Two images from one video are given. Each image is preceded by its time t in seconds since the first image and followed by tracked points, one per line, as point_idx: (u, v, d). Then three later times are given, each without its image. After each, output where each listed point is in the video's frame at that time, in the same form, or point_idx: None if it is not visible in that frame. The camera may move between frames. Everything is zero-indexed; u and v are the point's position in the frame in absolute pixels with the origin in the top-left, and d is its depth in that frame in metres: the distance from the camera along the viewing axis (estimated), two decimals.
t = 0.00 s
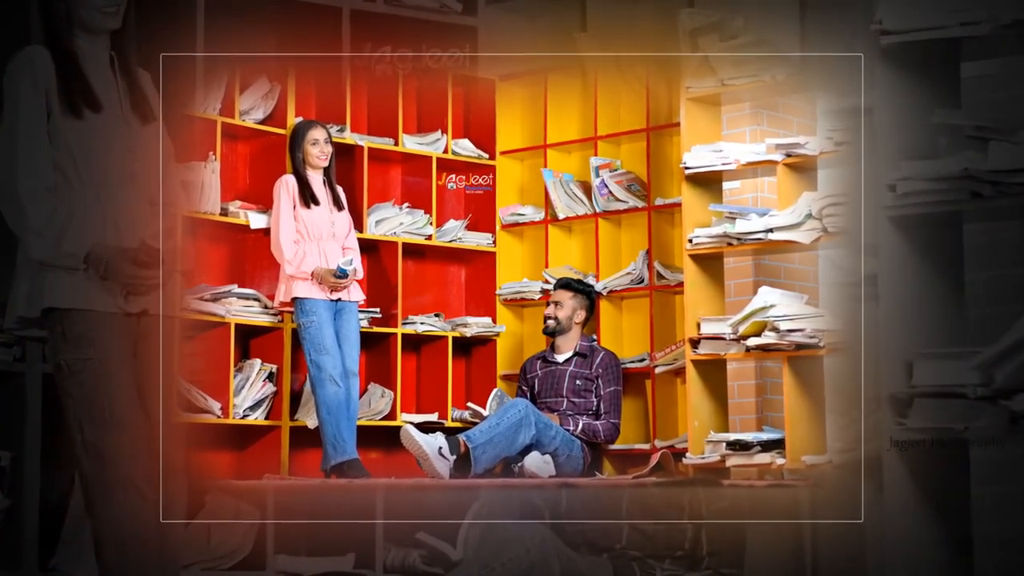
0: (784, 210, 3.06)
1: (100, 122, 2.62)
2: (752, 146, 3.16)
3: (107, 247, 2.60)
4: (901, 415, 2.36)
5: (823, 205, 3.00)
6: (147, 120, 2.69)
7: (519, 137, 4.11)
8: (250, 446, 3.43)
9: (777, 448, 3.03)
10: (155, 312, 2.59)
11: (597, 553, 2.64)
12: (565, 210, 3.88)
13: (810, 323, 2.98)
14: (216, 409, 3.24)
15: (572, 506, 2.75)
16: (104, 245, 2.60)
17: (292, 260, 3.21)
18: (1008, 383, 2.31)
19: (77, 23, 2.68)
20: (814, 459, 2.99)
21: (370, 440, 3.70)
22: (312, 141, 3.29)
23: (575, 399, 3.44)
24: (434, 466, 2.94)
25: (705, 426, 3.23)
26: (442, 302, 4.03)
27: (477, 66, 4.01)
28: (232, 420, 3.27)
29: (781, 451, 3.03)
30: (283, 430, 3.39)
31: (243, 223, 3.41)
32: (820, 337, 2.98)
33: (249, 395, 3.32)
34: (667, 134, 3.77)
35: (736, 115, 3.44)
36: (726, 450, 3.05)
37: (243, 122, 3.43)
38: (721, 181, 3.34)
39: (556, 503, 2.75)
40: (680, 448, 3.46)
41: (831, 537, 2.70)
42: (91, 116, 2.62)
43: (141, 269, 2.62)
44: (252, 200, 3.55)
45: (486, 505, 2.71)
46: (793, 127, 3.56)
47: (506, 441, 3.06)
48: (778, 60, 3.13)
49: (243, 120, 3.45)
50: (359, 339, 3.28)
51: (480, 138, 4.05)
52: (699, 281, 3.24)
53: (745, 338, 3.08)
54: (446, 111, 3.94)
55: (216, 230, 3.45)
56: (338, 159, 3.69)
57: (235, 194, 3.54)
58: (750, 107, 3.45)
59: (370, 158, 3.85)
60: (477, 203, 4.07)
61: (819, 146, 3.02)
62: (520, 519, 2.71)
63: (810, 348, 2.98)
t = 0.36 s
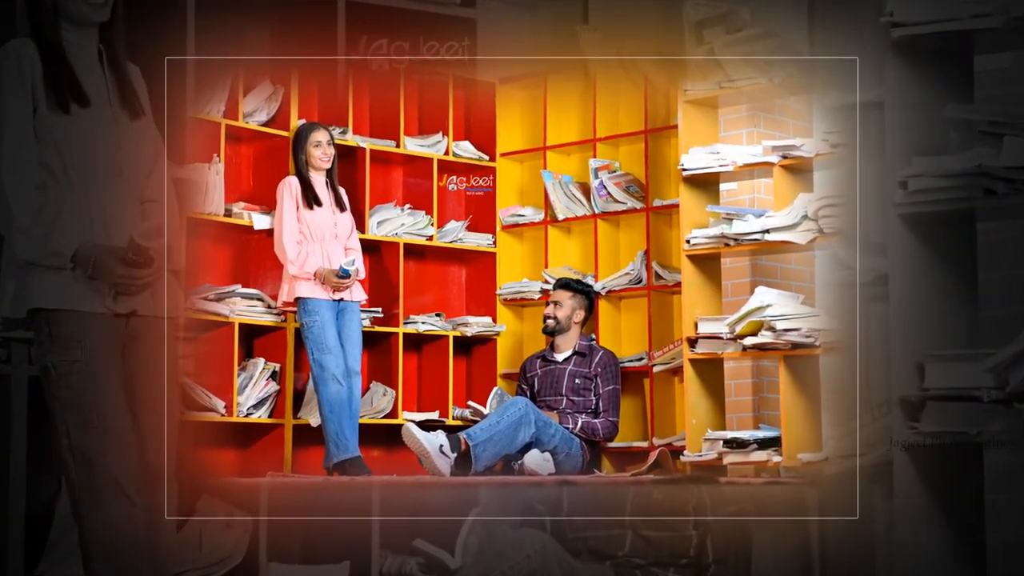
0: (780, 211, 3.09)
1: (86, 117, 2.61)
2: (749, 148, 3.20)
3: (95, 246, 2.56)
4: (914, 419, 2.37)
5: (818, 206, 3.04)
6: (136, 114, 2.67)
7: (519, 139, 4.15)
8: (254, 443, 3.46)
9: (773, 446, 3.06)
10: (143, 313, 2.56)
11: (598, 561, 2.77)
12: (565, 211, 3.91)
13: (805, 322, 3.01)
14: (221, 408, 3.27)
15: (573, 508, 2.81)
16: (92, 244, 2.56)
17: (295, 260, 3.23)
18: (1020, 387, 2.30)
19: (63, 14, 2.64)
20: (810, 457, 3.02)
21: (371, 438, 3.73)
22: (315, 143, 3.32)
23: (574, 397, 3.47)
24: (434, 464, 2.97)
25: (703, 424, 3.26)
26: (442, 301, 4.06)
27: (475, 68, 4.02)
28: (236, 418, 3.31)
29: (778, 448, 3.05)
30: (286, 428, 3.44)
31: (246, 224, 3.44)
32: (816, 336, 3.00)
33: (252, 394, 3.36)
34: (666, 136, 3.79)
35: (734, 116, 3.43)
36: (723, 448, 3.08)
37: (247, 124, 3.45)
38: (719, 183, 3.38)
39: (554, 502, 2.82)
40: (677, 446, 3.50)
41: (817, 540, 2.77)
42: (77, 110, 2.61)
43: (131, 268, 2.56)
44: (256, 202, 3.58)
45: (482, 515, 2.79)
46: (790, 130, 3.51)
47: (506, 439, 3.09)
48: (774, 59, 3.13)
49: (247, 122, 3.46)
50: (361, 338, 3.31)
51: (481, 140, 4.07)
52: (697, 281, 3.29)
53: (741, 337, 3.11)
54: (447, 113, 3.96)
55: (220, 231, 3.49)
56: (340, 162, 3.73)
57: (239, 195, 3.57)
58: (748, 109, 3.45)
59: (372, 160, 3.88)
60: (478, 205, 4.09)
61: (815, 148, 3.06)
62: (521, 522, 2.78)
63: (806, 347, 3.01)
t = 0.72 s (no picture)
0: (777, 212, 3.12)
1: (73, 112, 2.63)
2: (745, 150, 3.22)
3: (81, 245, 2.59)
4: (925, 423, 2.30)
5: (814, 208, 3.08)
6: (124, 109, 2.69)
7: (519, 140, 4.18)
8: (258, 441, 3.50)
9: (770, 443, 3.11)
10: (131, 313, 2.55)
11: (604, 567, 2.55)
12: (564, 212, 3.94)
13: (802, 322, 3.05)
14: (224, 406, 3.33)
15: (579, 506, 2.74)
16: (79, 243, 2.59)
17: (298, 261, 3.27)
18: None
19: (51, 8, 2.65)
20: (806, 455, 3.07)
21: (373, 436, 3.77)
22: (318, 145, 3.35)
23: (573, 396, 3.51)
24: (435, 461, 3.03)
25: (700, 422, 3.30)
26: (443, 301, 4.09)
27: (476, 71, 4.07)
28: (239, 416, 3.35)
29: (774, 446, 3.11)
30: (290, 426, 3.46)
31: (250, 225, 3.48)
32: (812, 336, 3.04)
33: (255, 392, 3.39)
34: (664, 138, 3.83)
35: (730, 119, 3.45)
36: (720, 446, 3.11)
37: (250, 126, 3.48)
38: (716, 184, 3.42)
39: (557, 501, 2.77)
40: (676, 444, 3.53)
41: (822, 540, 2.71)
42: (64, 105, 2.63)
43: (118, 267, 2.58)
44: (259, 203, 3.61)
45: (484, 518, 2.65)
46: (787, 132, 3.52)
47: (506, 438, 3.12)
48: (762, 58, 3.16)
49: (250, 124, 3.50)
50: (363, 338, 3.35)
51: (482, 142, 4.10)
52: (694, 281, 3.32)
53: (738, 337, 3.14)
54: (448, 114, 3.98)
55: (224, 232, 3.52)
56: (344, 164, 3.79)
57: (243, 196, 3.61)
58: (744, 111, 3.46)
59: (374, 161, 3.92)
60: (479, 206, 4.13)
61: (810, 150, 3.10)
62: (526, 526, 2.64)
63: (802, 346, 3.05)
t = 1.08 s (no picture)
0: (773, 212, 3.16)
1: (61, 106, 2.65)
2: (742, 152, 3.26)
3: (69, 243, 2.64)
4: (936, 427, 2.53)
5: (810, 209, 3.10)
6: (113, 105, 2.72)
7: (519, 142, 4.22)
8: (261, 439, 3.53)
9: (765, 441, 3.16)
10: (120, 314, 2.66)
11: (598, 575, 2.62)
12: (563, 213, 3.98)
13: (798, 321, 3.08)
14: (228, 404, 3.33)
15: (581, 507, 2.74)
16: (68, 242, 2.64)
17: (300, 261, 3.31)
18: None
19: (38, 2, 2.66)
20: (801, 452, 3.10)
21: (375, 435, 3.81)
22: (321, 147, 3.40)
23: (573, 394, 3.54)
24: (436, 459, 3.06)
25: (697, 421, 3.33)
26: (444, 301, 4.11)
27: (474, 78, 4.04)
28: (244, 414, 3.37)
29: (770, 444, 3.16)
30: (293, 424, 3.51)
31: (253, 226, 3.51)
32: (807, 335, 3.07)
33: (259, 391, 3.43)
34: (662, 140, 3.86)
35: (727, 121, 3.52)
36: (717, 444, 3.15)
37: (255, 128, 3.50)
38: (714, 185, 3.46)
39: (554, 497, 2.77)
40: (673, 442, 3.56)
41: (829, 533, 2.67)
42: (52, 100, 2.64)
43: (107, 267, 2.66)
44: (263, 204, 3.64)
45: (484, 525, 2.67)
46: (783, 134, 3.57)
47: (506, 435, 3.16)
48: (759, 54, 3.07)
49: (254, 126, 3.51)
50: (365, 337, 3.39)
51: (484, 145, 4.14)
52: (692, 282, 3.36)
53: (735, 336, 3.19)
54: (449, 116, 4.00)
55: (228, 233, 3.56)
56: (345, 165, 3.80)
57: (246, 198, 3.64)
58: (741, 113, 3.52)
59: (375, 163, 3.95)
60: (479, 207, 4.16)
61: (806, 152, 3.13)
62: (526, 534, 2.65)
63: (798, 345, 3.08)
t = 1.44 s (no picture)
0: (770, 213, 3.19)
1: (48, 98, 2.55)
2: (739, 153, 3.29)
3: (57, 244, 2.51)
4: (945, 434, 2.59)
5: (806, 210, 3.14)
6: (102, 98, 2.61)
7: (519, 144, 4.26)
8: (266, 436, 3.56)
9: (762, 439, 3.18)
10: (110, 314, 2.50)
11: None
12: (562, 213, 4.02)
13: (793, 321, 3.11)
14: (233, 403, 3.36)
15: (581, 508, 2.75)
16: (54, 241, 2.51)
17: (304, 262, 3.36)
18: None
19: None
20: (797, 450, 3.12)
21: (377, 433, 3.84)
22: (323, 149, 3.43)
23: (572, 393, 3.58)
24: (437, 456, 3.07)
25: (695, 419, 3.42)
26: (445, 300, 4.14)
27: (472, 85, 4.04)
28: (248, 412, 3.41)
29: (767, 441, 3.18)
30: (296, 422, 3.55)
31: (258, 226, 3.54)
32: (804, 334, 3.10)
33: (263, 389, 3.48)
34: (659, 142, 3.89)
35: (724, 124, 3.53)
36: (714, 441, 3.19)
37: (258, 131, 3.52)
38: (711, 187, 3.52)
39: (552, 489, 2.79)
40: (671, 440, 3.61)
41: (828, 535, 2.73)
42: (38, 93, 2.55)
43: (95, 266, 2.51)
44: (267, 205, 3.68)
45: (484, 532, 2.74)
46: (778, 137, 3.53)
47: (506, 433, 3.20)
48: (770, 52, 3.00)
49: (258, 129, 3.54)
50: (368, 337, 3.44)
51: (485, 147, 4.17)
52: (689, 281, 3.43)
53: (732, 335, 3.24)
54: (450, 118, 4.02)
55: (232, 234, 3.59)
56: (347, 167, 3.82)
57: (250, 199, 3.68)
58: (738, 116, 3.54)
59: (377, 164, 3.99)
60: (480, 208, 4.20)
61: (803, 154, 3.13)
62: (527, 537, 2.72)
63: (794, 344, 3.12)
